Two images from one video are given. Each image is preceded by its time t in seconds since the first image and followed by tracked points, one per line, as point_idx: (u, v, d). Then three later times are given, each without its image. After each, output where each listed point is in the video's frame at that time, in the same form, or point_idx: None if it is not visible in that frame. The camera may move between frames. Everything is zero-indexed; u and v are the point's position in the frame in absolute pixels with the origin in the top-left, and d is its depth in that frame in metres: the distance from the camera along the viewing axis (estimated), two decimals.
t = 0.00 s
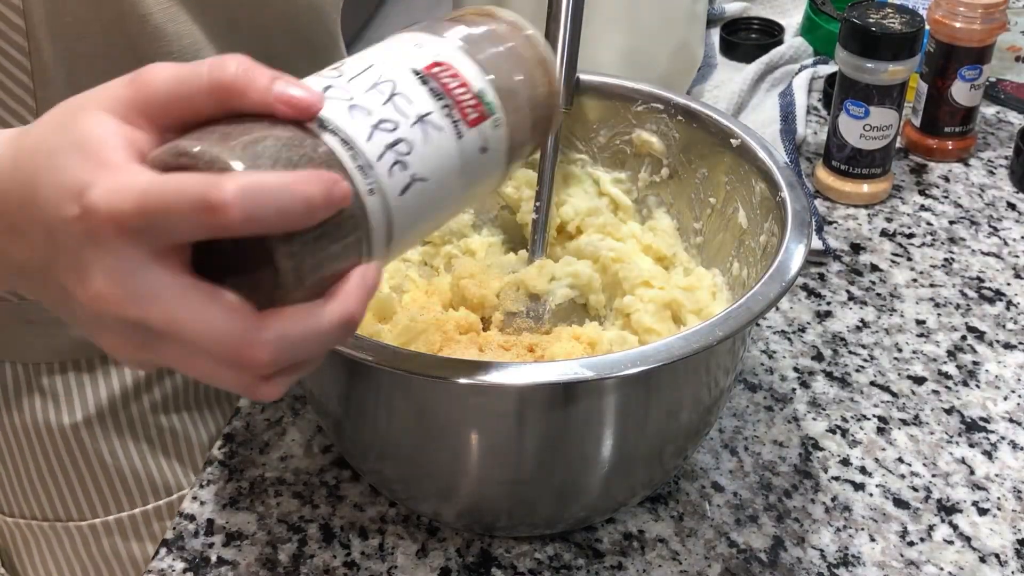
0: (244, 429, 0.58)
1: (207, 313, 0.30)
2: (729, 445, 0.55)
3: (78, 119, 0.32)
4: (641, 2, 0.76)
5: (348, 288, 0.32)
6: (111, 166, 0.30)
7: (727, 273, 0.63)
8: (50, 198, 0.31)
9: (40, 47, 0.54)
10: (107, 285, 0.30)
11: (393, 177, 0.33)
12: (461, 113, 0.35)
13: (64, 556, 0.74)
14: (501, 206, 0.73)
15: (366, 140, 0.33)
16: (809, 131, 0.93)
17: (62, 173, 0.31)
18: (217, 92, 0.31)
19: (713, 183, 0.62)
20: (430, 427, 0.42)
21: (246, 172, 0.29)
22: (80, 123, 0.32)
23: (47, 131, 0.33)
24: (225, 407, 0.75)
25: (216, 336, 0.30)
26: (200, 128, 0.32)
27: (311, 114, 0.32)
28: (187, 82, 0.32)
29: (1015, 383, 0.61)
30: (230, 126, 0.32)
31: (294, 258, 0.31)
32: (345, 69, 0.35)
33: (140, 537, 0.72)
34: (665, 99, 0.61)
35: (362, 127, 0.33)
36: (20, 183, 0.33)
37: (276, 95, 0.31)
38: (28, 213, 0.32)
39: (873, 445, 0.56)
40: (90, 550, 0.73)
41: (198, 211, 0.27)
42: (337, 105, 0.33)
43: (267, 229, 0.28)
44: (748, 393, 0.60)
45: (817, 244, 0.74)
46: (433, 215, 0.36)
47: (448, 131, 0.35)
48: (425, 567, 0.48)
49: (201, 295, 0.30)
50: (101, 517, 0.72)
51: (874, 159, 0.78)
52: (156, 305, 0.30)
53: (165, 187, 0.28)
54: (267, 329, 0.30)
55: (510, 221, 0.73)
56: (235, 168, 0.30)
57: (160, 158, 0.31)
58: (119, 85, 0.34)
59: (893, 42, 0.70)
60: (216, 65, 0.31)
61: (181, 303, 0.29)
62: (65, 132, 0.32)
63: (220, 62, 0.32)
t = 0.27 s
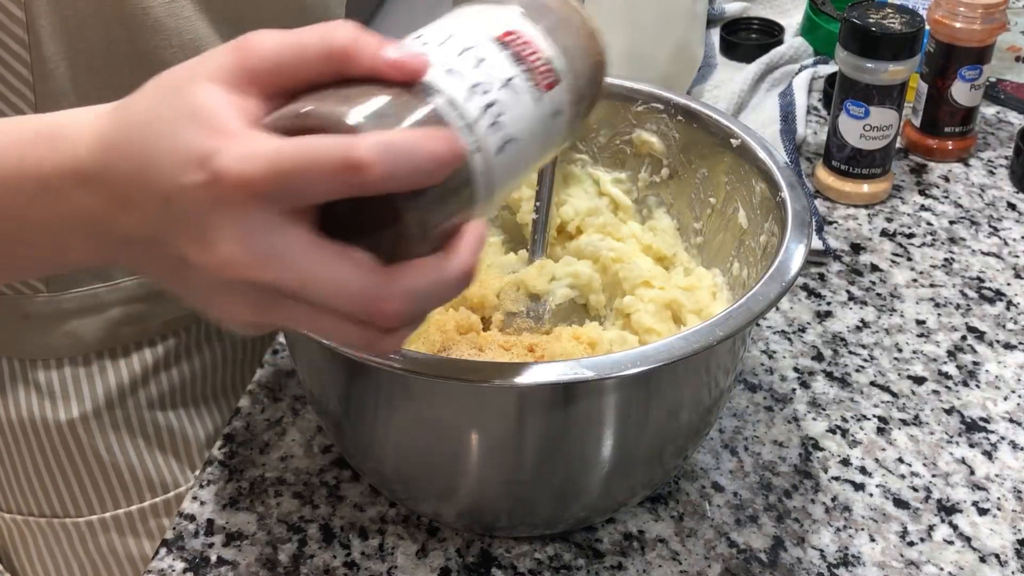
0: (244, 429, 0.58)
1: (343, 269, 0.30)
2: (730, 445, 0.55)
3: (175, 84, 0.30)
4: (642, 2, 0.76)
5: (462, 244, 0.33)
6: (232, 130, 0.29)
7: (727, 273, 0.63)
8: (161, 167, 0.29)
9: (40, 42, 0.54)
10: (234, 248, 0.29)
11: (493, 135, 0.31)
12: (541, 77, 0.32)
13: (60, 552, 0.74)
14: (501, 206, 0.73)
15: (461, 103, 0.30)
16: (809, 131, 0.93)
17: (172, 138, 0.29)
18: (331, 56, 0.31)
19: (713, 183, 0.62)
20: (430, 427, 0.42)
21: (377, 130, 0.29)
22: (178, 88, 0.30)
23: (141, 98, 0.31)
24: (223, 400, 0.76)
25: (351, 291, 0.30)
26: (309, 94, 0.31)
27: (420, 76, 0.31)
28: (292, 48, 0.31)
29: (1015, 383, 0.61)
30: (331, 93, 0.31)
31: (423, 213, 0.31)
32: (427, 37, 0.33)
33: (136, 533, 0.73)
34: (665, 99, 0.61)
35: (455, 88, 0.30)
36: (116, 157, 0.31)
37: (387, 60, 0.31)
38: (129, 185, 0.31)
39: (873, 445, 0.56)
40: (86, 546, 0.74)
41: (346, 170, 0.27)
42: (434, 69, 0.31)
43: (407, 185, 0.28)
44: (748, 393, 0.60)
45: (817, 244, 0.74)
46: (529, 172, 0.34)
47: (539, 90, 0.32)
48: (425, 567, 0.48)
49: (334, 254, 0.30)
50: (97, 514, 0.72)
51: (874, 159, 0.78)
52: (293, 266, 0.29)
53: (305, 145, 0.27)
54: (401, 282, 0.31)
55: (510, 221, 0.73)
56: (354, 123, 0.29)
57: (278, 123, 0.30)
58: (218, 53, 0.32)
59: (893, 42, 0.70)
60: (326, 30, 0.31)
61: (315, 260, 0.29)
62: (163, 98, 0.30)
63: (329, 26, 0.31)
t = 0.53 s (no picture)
0: (244, 429, 0.58)
1: (372, 259, 0.31)
2: (730, 445, 0.55)
3: (206, 78, 0.30)
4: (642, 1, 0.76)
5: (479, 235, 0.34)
6: (267, 121, 0.29)
7: (727, 273, 0.63)
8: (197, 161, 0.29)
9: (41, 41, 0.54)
10: (270, 238, 0.30)
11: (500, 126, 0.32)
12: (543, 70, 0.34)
13: (68, 546, 0.74)
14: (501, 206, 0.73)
15: (479, 98, 0.31)
16: (809, 131, 0.93)
17: (206, 130, 0.29)
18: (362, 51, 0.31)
19: (713, 183, 0.62)
20: (430, 427, 0.42)
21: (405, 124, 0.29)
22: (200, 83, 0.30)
23: (170, 89, 0.30)
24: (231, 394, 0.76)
25: (385, 279, 0.31)
26: (333, 88, 0.31)
27: (439, 70, 0.32)
28: (320, 42, 0.31)
29: (1015, 383, 0.61)
30: (363, 86, 0.31)
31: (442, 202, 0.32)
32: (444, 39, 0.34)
33: (143, 526, 0.74)
34: (665, 99, 0.61)
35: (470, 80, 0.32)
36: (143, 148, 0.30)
37: (412, 56, 0.31)
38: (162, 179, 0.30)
39: (873, 445, 0.56)
40: (93, 540, 0.74)
41: (386, 159, 0.27)
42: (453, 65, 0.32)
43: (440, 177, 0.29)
44: (748, 393, 0.60)
45: (817, 244, 0.74)
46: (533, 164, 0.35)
47: (547, 87, 0.34)
48: (425, 567, 0.48)
49: (368, 244, 0.31)
50: (105, 508, 0.72)
51: (874, 159, 0.78)
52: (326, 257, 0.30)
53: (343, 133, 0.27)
54: (432, 268, 0.32)
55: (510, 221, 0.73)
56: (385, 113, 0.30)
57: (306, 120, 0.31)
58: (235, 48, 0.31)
59: (892, 42, 0.70)
60: (349, 26, 0.31)
61: (348, 253, 0.30)
62: (195, 90, 0.29)
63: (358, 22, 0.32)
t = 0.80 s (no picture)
0: (243, 429, 0.58)
1: (161, 281, 0.29)
2: (730, 445, 0.55)
3: (39, 78, 0.32)
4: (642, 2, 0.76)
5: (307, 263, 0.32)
6: (67, 126, 0.30)
7: (727, 273, 0.63)
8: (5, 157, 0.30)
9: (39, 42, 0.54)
10: (53, 248, 0.29)
11: (344, 153, 0.34)
12: (432, 107, 0.38)
13: (81, 541, 0.75)
14: (501, 206, 0.73)
15: (332, 132, 0.34)
16: (809, 131, 0.93)
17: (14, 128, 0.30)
18: (195, 62, 0.33)
19: (713, 183, 0.62)
20: (430, 427, 0.42)
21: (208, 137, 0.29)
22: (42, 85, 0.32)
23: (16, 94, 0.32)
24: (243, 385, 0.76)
25: (172, 302, 0.30)
26: (161, 96, 0.33)
27: (278, 85, 0.33)
28: (150, 49, 0.33)
29: (1015, 383, 0.61)
30: (190, 97, 0.32)
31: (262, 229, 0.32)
32: (313, 58, 0.36)
33: (157, 520, 0.74)
34: (665, 99, 0.61)
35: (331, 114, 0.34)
36: None
37: (246, 67, 0.32)
38: None
39: (873, 445, 0.56)
40: (107, 534, 0.74)
41: (155, 172, 0.27)
42: (311, 92, 0.34)
43: (236, 189, 0.28)
44: (748, 393, 0.60)
45: (817, 244, 0.74)
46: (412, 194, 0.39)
47: (408, 114, 0.37)
48: (425, 567, 0.48)
49: (150, 263, 0.29)
50: (119, 502, 0.73)
51: (874, 159, 0.78)
52: (103, 272, 0.29)
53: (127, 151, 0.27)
54: (218, 300, 0.30)
55: (510, 221, 0.73)
56: (201, 130, 0.31)
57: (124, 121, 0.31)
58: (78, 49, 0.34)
59: (893, 42, 0.70)
60: (180, 34, 0.33)
61: (122, 265, 0.29)
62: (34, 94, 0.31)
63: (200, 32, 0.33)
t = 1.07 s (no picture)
0: (243, 429, 0.58)
1: (272, 301, 0.28)
2: (729, 445, 0.55)
3: (109, 100, 0.29)
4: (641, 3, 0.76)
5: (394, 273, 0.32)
6: (166, 150, 0.27)
7: (727, 273, 0.63)
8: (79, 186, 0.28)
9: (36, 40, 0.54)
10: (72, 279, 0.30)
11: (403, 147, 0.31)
12: (480, 101, 0.34)
13: (59, 539, 0.75)
14: (500, 206, 0.73)
15: (404, 124, 0.31)
16: (809, 131, 0.93)
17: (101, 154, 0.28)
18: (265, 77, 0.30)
19: (713, 183, 0.62)
20: (430, 427, 0.42)
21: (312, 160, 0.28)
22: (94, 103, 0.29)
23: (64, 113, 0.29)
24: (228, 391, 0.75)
25: (284, 320, 0.29)
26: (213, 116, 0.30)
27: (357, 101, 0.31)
28: (216, 63, 0.30)
29: (1015, 383, 0.61)
30: (278, 117, 0.30)
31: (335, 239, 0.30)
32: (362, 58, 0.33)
33: (133, 522, 0.73)
34: (665, 99, 0.61)
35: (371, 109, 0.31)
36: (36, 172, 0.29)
37: (327, 83, 0.30)
38: (25, 189, 0.29)
39: (873, 445, 0.56)
40: (85, 535, 0.74)
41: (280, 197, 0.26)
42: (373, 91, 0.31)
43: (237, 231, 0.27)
44: (748, 393, 0.60)
45: (817, 244, 0.74)
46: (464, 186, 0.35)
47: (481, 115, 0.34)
48: (425, 567, 0.48)
49: (256, 281, 0.28)
50: (93, 502, 0.72)
51: (874, 159, 0.78)
52: (252, 301, 0.28)
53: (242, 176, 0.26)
54: (331, 311, 0.30)
55: (510, 221, 0.73)
56: (283, 146, 0.29)
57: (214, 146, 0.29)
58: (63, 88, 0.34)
59: (892, 42, 0.70)
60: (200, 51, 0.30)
61: (246, 288, 0.28)
62: (87, 113, 0.29)
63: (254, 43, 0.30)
